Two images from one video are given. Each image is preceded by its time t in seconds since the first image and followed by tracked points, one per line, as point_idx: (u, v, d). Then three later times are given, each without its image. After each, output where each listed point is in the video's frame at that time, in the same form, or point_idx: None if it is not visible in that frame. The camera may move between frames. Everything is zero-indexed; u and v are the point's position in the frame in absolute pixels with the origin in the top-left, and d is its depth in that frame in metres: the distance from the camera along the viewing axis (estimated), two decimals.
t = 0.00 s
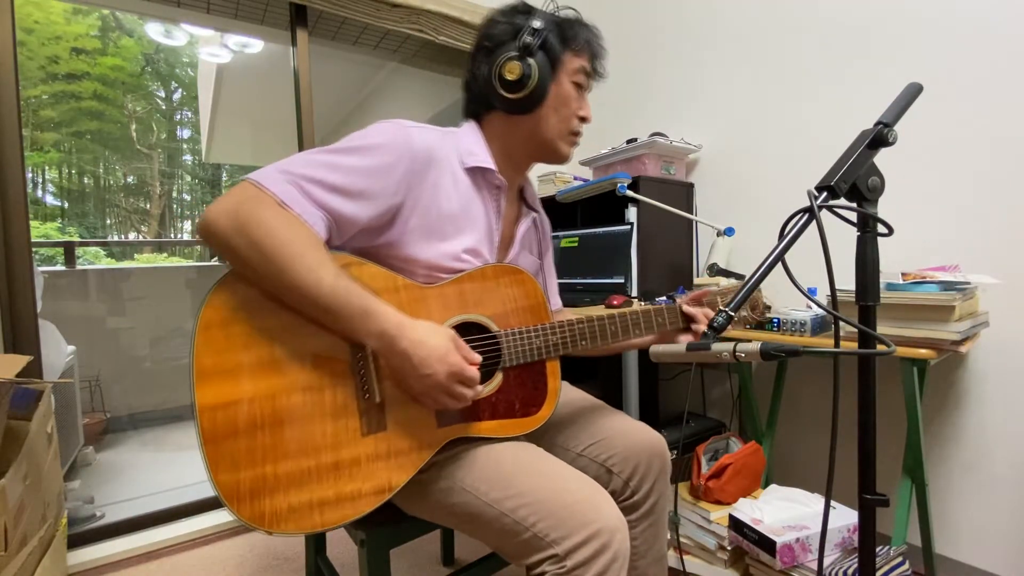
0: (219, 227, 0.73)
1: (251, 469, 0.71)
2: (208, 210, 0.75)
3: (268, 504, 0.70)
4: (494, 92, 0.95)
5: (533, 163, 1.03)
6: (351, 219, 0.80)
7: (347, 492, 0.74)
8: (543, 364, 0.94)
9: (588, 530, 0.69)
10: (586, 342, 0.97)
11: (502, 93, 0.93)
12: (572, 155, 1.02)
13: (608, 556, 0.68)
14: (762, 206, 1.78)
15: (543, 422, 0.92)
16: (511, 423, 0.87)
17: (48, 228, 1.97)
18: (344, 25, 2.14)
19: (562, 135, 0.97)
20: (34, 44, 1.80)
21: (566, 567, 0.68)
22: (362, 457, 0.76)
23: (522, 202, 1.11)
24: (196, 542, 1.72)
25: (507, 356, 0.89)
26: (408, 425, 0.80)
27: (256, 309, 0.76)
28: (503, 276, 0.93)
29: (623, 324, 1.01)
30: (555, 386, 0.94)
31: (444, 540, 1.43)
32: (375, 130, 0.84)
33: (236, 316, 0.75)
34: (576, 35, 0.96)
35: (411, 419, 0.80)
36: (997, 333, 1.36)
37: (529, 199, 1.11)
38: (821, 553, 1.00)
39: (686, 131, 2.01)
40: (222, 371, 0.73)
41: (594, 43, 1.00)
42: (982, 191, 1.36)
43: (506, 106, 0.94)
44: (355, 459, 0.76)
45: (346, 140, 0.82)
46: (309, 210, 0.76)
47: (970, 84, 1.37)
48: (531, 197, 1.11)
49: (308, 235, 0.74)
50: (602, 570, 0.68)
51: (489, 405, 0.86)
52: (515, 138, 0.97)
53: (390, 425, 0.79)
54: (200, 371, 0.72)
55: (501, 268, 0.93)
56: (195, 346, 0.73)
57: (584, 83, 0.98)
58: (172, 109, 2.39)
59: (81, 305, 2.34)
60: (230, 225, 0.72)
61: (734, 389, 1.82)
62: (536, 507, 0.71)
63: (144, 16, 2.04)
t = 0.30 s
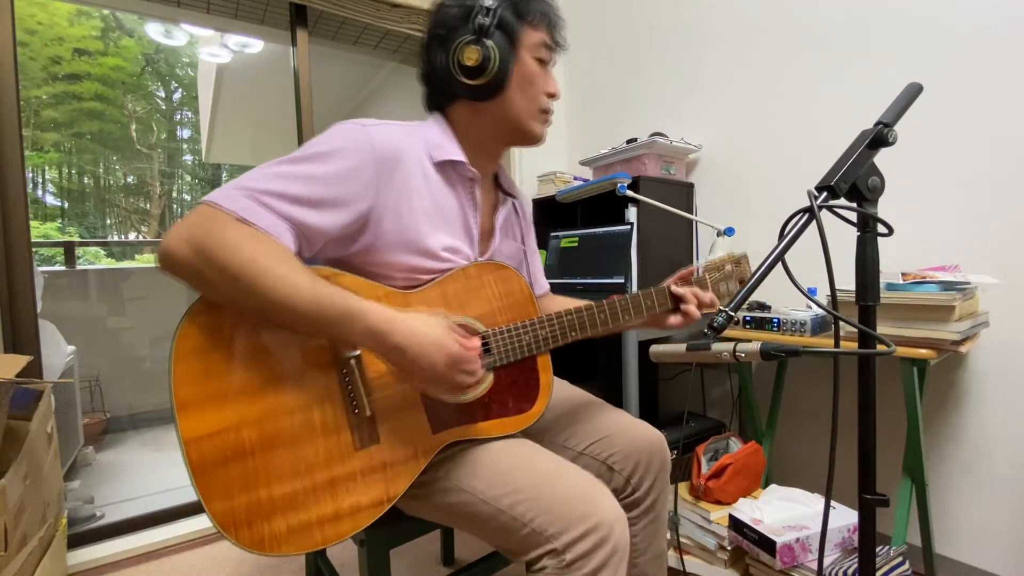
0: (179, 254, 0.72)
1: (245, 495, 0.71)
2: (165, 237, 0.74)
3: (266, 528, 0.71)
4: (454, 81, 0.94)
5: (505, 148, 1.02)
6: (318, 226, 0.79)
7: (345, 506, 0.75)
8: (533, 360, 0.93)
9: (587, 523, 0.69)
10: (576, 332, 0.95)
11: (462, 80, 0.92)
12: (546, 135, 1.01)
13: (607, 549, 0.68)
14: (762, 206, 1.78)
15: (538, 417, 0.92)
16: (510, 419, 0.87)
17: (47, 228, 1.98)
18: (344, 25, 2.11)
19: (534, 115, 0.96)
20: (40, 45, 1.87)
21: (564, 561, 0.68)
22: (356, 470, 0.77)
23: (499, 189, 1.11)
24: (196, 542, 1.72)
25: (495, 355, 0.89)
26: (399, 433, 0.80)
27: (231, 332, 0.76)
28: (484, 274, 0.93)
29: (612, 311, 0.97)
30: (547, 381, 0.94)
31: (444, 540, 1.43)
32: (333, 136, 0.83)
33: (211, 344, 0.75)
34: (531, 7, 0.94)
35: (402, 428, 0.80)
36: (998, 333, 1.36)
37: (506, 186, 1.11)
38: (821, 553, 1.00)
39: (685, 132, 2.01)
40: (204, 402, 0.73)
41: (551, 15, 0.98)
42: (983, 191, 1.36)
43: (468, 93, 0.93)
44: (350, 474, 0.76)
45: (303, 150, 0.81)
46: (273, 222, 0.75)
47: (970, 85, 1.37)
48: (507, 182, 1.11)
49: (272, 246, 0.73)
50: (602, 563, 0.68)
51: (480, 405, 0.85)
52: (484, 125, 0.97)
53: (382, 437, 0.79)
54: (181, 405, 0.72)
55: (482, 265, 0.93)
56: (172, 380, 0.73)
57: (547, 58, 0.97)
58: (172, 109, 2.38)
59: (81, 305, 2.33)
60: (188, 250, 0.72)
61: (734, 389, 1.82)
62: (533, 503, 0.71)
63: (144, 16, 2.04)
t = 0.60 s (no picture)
0: (160, 282, 0.70)
1: (245, 521, 0.70)
2: (145, 263, 0.72)
3: (269, 551, 0.70)
4: (418, 75, 0.93)
5: (478, 135, 1.02)
6: (302, 236, 0.79)
7: (348, 522, 0.74)
8: (527, 358, 0.93)
9: (590, 536, 0.69)
10: (569, 326, 0.96)
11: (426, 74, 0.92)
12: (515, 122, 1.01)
13: (611, 561, 0.68)
14: (763, 206, 1.78)
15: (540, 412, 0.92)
16: (509, 419, 0.87)
17: (47, 228, 1.98)
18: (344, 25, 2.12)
19: (503, 104, 0.96)
20: (41, 46, 1.88)
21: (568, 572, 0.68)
22: (356, 486, 0.75)
23: (478, 178, 1.12)
24: (196, 541, 1.72)
25: (490, 356, 0.90)
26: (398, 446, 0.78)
27: (215, 356, 0.74)
28: (472, 275, 0.93)
29: (604, 302, 0.98)
30: (544, 377, 0.94)
31: (444, 540, 1.43)
32: (310, 148, 0.80)
33: (194, 371, 0.73)
34: None
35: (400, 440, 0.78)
36: (997, 333, 1.36)
37: (483, 174, 1.12)
38: (821, 553, 1.00)
39: (686, 131, 2.01)
40: (194, 431, 0.72)
41: None
42: (983, 191, 1.36)
43: (434, 87, 0.93)
44: (350, 490, 0.75)
45: (281, 163, 0.78)
46: (257, 244, 0.74)
47: (970, 84, 1.37)
48: (486, 169, 1.12)
49: (254, 272, 0.72)
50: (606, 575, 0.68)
51: (478, 411, 0.85)
52: (452, 117, 0.97)
53: (381, 450, 0.76)
54: (170, 437, 0.71)
55: (469, 267, 0.93)
56: (158, 413, 0.71)
57: (511, 43, 0.96)
58: (172, 109, 2.38)
59: (81, 305, 2.33)
60: (172, 276, 0.69)
61: (734, 389, 1.82)
62: (536, 513, 0.71)
63: (144, 15, 2.04)
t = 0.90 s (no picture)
0: (141, 294, 0.70)
1: (239, 528, 0.70)
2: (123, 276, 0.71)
3: (264, 559, 0.70)
4: (381, 70, 0.97)
5: (460, 131, 1.00)
6: (282, 239, 0.78)
7: (343, 527, 0.74)
8: (522, 357, 0.94)
9: (587, 536, 0.69)
10: (561, 323, 0.95)
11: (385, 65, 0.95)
12: (490, 107, 0.98)
13: (609, 561, 0.68)
14: (763, 206, 1.78)
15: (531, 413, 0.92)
16: (504, 419, 0.88)
17: (47, 228, 1.99)
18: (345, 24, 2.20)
19: (468, 87, 0.94)
20: (44, 47, 1.95)
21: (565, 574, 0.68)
22: (350, 490, 0.76)
23: (462, 175, 1.11)
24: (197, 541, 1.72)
25: (481, 356, 0.89)
26: (389, 447, 0.79)
27: (203, 365, 0.73)
28: (460, 275, 0.94)
29: (594, 298, 0.98)
30: (536, 374, 0.94)
31: (444, 540, 1.43)
32: (288, 152, 0.81)
33: (182, 380, 0.72)
34: None
35: (391, 442, 0.79)
36: (998, 333, 1.36)
37: (469, 172, 1.11)
38: (822, 553, 1.00)
39: (686, 131, 2.01)
40: (184, 441, 0.71)
41: None
42: (983, 192, 1.36)
43: (397, 78, 0.95)
44: (344, 494, 0.75)
45: (257, 168, 0.78)
46: (233, 247, 0.74)
47: (971, 84, 1.37)
48: (469, 166, 1.11)
49: (235, 275, 0.72)
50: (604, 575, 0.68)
51: (471, 410, 0.85)
52: (422, 108, 0.96)
53: (373, 454, 0.78)
54: (161, 446, 0.70)
55: (456, 268, 0.94)
56: (148, 423, 0.71)
57: (475, 25, 0.95)
58: (172, 109, 2.38)
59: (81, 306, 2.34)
60: (151, 286, 0.70)
61: (734, 389, 1.82)
62: (533, 514, 0.71)
63: (145, 15, 2.05)
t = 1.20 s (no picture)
0: (150, 273, 0.72)
1: (232, 509, 0.71)
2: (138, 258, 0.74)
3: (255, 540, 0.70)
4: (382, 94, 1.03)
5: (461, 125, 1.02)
6: (285, 233, 0.80)
7: (334, 514, 0.74)
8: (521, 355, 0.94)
9: (582, 536, 0.69)
10: (561, 322, 0.94)
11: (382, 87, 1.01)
12: (482, 91, 0.97)
13: (604, 561, 0.68)
14: (763, 206, 1.78)
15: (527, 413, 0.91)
16: (498, 416, 0.87)
17: (47, 228, 1.99)
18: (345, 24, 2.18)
19: (448, 78, 0.94)
20: (45, 47, 1.95)
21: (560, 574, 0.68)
22: (343, 478, 0.76)
23: (469, 177, 1.13)
24: (197, 541, 1.72)
25: (477, 352, 0.88)
26: (383, 439, 0.79)
27: (206, 348, 0.75)
28: (456, 271, 0.93)
29: (598, 297, 0.96)
30: (534, 372, 0.94)
31: (444, 540, 1.43)
32: (296, 147, 0.83)
33: (185, 361, 0.74)
34: None
35: (384, 435, 0.79)
36: (998, 333, 1.36)
37: (477, 173, 1.13)
38: (822, 553, 1.00)
39: (686, 131, 2.01)
40: (184, 420, 0.72)
41: None
42: (983, 192, 1.36)
43: (394, 95, 1.01)
44: (335, 482, 0.75)
45: (265, 164, 0.81)
46: (238, 235, 0.75)
47: (971, 84, 1.37)
48: (477, 169, 1.14)
49: (237, 260, 0.73)
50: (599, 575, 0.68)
51: (464, 405, 0.85)
52: (419, 112, 0.99)
53: (365, 444, 0.78)
54: (162, 423, 0.71)
55: (453, 264, 0.93)
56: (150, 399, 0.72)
57: (445, 17, 0.96)
58: (172, 109, 2.38)
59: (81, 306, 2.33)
60: (160, 266, 0.72)
61: (734, 388, 1.82)
62: (528, 514, 0.71)
63: (145, 15, 2.05)
